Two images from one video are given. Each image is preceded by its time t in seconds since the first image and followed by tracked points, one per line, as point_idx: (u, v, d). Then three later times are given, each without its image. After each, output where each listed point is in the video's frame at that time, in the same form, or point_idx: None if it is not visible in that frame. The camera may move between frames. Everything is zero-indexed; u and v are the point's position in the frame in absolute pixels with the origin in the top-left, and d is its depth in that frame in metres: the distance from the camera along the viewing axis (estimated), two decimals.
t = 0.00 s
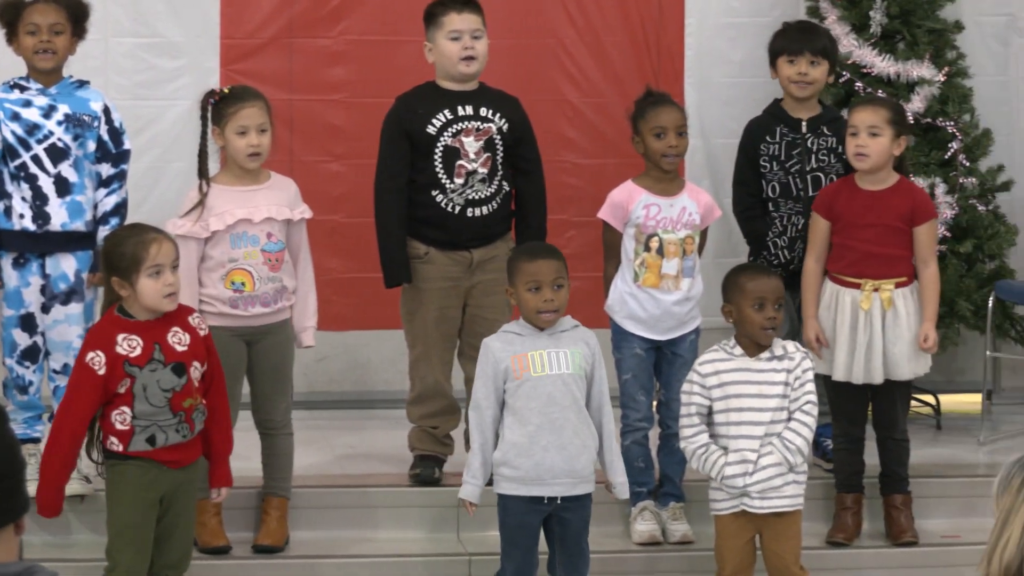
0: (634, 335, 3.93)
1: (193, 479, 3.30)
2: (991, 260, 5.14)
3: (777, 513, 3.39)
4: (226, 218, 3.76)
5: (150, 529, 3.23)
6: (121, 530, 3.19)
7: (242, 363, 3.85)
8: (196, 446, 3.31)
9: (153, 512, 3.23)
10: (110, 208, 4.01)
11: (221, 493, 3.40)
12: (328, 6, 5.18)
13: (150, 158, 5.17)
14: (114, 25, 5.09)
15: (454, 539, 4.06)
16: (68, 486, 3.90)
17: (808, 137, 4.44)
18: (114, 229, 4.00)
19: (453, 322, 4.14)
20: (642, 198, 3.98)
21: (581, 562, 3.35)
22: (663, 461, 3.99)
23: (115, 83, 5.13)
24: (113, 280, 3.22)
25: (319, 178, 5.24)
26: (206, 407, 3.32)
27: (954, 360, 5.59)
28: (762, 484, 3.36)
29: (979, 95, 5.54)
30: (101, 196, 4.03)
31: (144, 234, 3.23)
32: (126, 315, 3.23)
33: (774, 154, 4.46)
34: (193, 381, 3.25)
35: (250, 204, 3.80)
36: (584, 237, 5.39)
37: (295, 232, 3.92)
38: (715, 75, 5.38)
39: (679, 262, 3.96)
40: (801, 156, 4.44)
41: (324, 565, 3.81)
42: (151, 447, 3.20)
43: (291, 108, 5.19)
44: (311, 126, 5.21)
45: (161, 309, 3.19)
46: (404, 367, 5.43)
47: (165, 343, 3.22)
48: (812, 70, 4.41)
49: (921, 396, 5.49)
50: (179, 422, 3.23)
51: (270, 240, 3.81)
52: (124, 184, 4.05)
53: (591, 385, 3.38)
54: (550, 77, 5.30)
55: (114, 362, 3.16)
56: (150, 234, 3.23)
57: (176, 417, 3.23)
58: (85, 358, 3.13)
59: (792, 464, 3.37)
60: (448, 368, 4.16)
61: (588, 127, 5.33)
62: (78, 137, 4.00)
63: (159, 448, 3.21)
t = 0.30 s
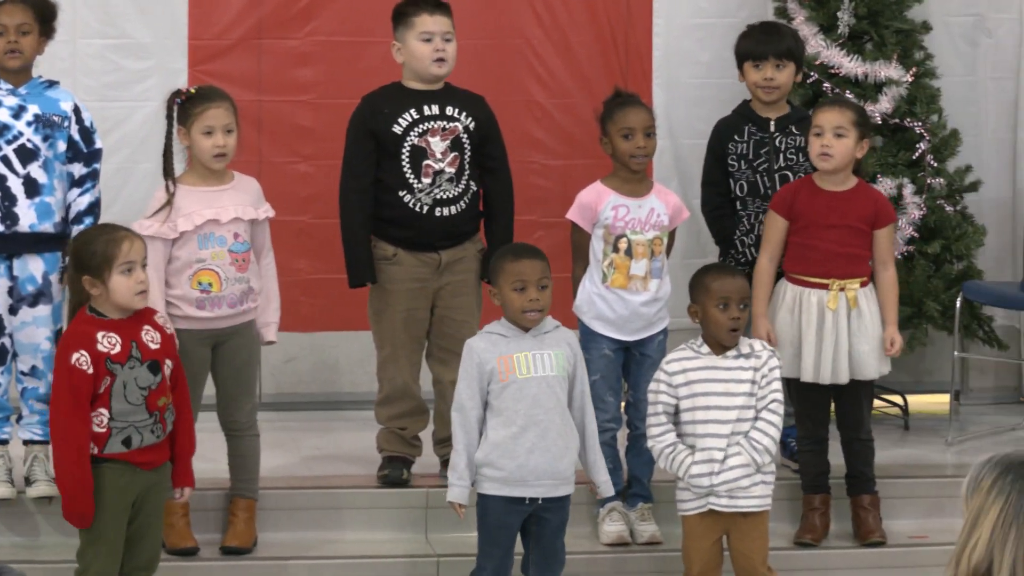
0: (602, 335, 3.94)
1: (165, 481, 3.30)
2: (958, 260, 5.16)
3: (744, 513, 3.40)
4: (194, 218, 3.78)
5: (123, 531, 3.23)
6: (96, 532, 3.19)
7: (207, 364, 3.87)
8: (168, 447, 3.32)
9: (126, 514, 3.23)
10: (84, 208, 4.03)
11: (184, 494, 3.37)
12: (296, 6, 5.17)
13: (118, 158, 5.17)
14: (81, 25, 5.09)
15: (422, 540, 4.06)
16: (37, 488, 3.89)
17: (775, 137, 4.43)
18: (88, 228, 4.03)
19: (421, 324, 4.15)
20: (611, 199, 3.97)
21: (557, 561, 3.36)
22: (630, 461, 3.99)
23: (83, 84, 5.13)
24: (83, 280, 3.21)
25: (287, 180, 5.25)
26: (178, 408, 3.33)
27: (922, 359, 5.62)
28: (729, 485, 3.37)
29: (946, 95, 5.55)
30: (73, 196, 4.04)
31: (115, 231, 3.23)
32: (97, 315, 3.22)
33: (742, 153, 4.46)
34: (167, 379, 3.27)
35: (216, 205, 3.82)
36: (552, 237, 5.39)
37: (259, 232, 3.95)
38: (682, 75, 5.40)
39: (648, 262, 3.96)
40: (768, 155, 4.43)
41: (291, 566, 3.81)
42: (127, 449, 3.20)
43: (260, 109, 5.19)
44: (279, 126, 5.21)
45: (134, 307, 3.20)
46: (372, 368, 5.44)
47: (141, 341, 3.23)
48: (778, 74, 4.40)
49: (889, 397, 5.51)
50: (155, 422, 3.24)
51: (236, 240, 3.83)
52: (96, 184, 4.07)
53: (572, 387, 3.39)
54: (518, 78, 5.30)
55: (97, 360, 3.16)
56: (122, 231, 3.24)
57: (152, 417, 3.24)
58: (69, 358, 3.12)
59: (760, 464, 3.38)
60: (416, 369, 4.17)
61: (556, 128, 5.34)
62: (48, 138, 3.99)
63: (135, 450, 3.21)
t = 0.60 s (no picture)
0: (580, 339, 3.95)
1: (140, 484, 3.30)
2: (935, 264, 5.16)
3: (720, 516, 3.41)
4: (166, 222, 3.78)
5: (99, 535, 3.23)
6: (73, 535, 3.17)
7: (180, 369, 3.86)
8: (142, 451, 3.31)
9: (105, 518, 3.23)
10: (60, 211, 4.02)
11: (152, 499, 3.38)
12: (272, 11, 5.18)
13: (94, 163, 5.17)
14: (58, 30, 5.08)
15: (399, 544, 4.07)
16: (15, 493, 3.91)
17: (754, 140, 4.45)
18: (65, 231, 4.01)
19: (398, 328, 4.15)
20: (588, 203, 3.98)
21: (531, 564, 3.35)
22: (608, 466, 4.02)
23: (60, 89, 5.12)
24: (62, 283, 3.19)
25: (264, 184, 5.24)
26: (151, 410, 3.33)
27: (900, 364, 5.61)
28: (706, 487, 3.38)
29: (923, 100, 5.57)
30: (49, 200, 4.03)
31: (91, 232, 3.23)
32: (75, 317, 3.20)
33: (721, 156, 4.47)
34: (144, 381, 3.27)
35: (187, 208, 3.83)
36: (530, 242, 5.39)
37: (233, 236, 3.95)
38: (659, 79, 5.39)
39: (626, 265, 3.97)
40: (747, 158, 4.44)
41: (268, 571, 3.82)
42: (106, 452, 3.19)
43: (236, 113, 5.20)
44: (255, 130, 5.22)
45: (113, 309, 3.20)
46: (349, 373, 5.45)
47: (121, 341, 3.21)
48: (755, 77, 4.42)
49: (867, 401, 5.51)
50: (133, 424, 3.24)
51: (208, 244, 3.83)
52: (73, 187, 4.06)
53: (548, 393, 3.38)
54: (495, 83, 5.31)
55: (84, 356, 3.13)
56: (98, 232, 3.24)
57: (130, 419, 3.23)
58: (58, 354, 3.10)
59: (737, 468, 3.39)
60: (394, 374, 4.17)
61: (533, 133, 5.34)
62: (24, 141, 4.00)
63: (113, 453, 3.20)
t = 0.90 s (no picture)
0: (568, 346, 3.95)
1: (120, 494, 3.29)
2: (922, 272, 5.17)
3: (707, 523, 3.42)
4: (149, 230, 3.79)
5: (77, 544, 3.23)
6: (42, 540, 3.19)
7: (163, 378, 3.87)
8: (122, 461, 3.30)
9: (80, 526, 3.23)
10: (45, 220, 4.03)
11: (141, 512, 3.36)
12: (259, 18, 5.18)
13: (82, 171, 5.17)
14: (45, 38, 5.08)
15: (386, 553, 4.07)
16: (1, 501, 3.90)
17: (742, 148, 4.45)
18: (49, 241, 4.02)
19: (387, 335, 4.15)
20: (577, 210, 3.98)
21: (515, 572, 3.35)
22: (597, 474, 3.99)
23: (48, 97, 5.12)
24: (49, 288, 3.20)
25: (252, 192, 5.24)
26: (135, 420, 3.31)
27: (888, 372, 5.61)
28: (695, 496, 3.38)
29: (909, 107, 5.57)
30: (35, 209, 4.03)
31: (78, 239, 3.22)
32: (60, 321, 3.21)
33: (709, 165, 4.47)
34: (124, 392, 3.24)
35: (173, 215, 3.83)
36: (517, 250, 5.39)
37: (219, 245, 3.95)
38: (646, 87, 5.39)
39: (614, 273, 3.97)
40: (735, 167, 4.45)
41: None
42: (76, 461, 3.20)
43: (224, 121, 5.20)
44: (244, 138, 5.22)
45: (95, 316, 3.19)
46: (337, 381, 5.44)
47: (99, 351, 3.21)
48: (743, 78, 4.44)
49: (855, 409, 5.51)
50: (106, 435, 3.22)
51: (192, 253, 3.84)
52: (58, 197, 4.06)
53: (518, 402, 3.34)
54: (483, 91, 5.31)
55: (52, 365, 3.14)
56: (85, 239, 3.23)
57: (103, 430, 3.22)
58: (24, 361, 3.12)
59: (724, 477, 3.39)
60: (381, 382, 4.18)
61: (521, 141, 5.34)
62: (11, 149, 3.99)
63: (83, 463, 3.20)
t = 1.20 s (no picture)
0: (571, 361, 3.95)
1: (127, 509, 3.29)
2: (925, 286, 5.17)
3: (711, 537, 3.43)
4: (152, 241, 3.78)
5: (85, 560, 3.23)
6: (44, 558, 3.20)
7: (172, 393, 3.88)
8: (129, 476, 3.30)
9: (86, 541, 3.23)
10: (48, 236, 4.02)
11: (153, 522, 3.30)
12: (261, 33, 5.19)
13: (85, 186, 5.17)
14: (48, 53, 5.09)
15: (389, 568, 4.08)
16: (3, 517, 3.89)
17: (745, 164, 4.45)
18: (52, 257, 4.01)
19: (392, 350, 4.16)
20: (580, 226, 3.98)
21: None
22: (599, 489, 4.03)
23: (50, 112, 5.12)
24: (54, 303, 3.21)
25: (255, 208, 5.26)
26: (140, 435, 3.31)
27: (892, 387, 5.61)
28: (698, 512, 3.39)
29: (911, 122, 5.58)
30: (37, 225, 4.03)
31: (84, 255, 3.23)
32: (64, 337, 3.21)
33: (710, 180, 4.48)
34: (129, 407, 3.24)
35: (177, 229, 3.83)
36: (519, 265, 5.40)
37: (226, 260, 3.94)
38: (648, 101, 5.39)
39: (617, 289, 3.96)
40: (737, 182, 4.45)
41: None
42: (84, 476, 3.20)
43: (227, 136, 5.22)
44: (247, 152, 5.23)
45: (99, 330, 3.19)
46: (341, 396, 5.40)
47: (103, 366, 3.21)
48: (744, 91, 4.44)
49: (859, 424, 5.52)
50: (114, 449, 3.23)
51: (197, 265, 3.84)
52: (61, 213, 4.06)
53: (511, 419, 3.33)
54: (484, 107, 5.32)
55: (53, 382, 3.15)
56: (91, 255, 3.23)
57: (110, 445, 3.22)
58: (25, 377, 3.12)
59: (727, 494, 3.38)
60: (384, 398, 4.18)
61: (523, 156, 5.36)
62: (13, 165, 3.99)
63: (91, 478, 3.20)
